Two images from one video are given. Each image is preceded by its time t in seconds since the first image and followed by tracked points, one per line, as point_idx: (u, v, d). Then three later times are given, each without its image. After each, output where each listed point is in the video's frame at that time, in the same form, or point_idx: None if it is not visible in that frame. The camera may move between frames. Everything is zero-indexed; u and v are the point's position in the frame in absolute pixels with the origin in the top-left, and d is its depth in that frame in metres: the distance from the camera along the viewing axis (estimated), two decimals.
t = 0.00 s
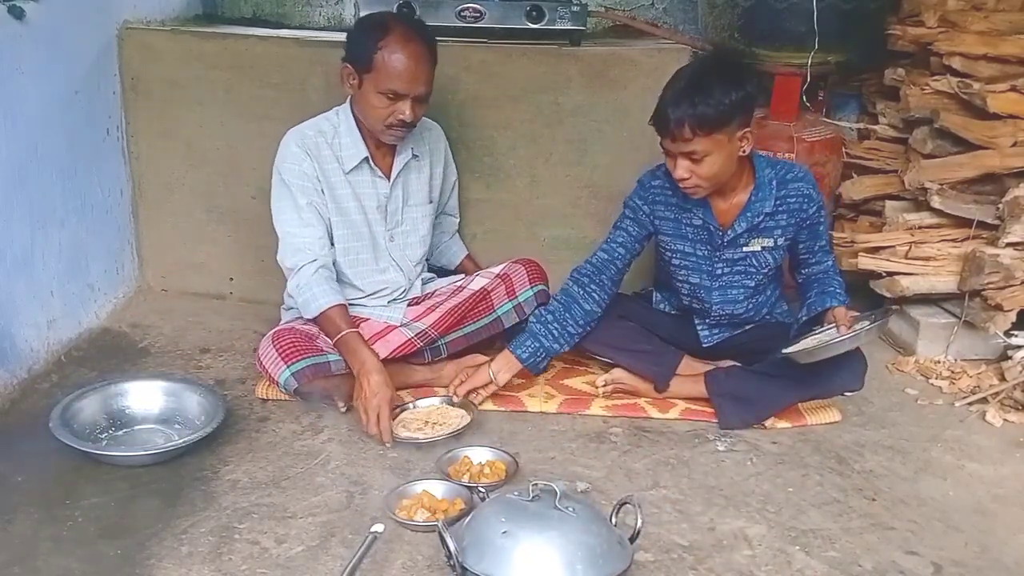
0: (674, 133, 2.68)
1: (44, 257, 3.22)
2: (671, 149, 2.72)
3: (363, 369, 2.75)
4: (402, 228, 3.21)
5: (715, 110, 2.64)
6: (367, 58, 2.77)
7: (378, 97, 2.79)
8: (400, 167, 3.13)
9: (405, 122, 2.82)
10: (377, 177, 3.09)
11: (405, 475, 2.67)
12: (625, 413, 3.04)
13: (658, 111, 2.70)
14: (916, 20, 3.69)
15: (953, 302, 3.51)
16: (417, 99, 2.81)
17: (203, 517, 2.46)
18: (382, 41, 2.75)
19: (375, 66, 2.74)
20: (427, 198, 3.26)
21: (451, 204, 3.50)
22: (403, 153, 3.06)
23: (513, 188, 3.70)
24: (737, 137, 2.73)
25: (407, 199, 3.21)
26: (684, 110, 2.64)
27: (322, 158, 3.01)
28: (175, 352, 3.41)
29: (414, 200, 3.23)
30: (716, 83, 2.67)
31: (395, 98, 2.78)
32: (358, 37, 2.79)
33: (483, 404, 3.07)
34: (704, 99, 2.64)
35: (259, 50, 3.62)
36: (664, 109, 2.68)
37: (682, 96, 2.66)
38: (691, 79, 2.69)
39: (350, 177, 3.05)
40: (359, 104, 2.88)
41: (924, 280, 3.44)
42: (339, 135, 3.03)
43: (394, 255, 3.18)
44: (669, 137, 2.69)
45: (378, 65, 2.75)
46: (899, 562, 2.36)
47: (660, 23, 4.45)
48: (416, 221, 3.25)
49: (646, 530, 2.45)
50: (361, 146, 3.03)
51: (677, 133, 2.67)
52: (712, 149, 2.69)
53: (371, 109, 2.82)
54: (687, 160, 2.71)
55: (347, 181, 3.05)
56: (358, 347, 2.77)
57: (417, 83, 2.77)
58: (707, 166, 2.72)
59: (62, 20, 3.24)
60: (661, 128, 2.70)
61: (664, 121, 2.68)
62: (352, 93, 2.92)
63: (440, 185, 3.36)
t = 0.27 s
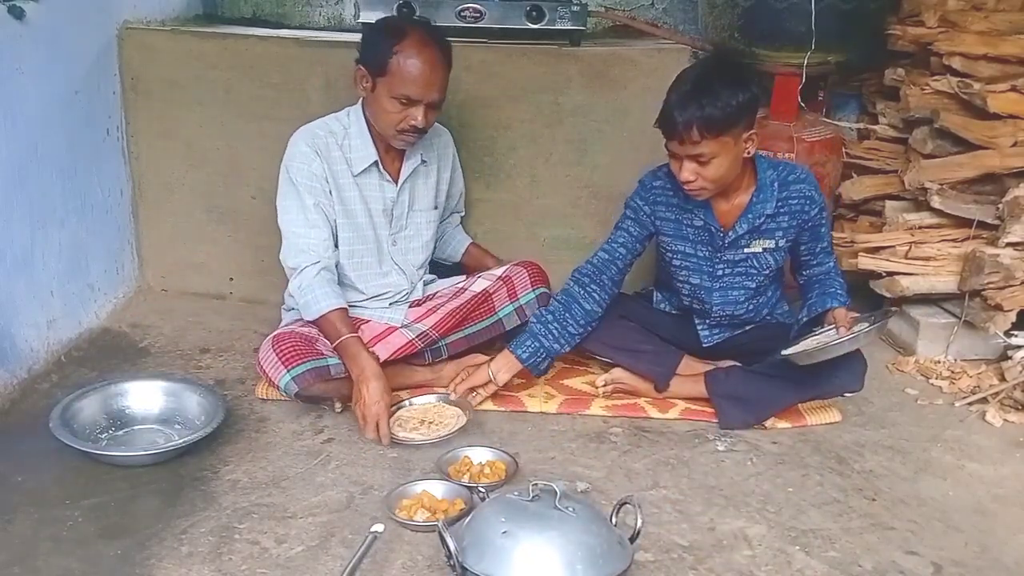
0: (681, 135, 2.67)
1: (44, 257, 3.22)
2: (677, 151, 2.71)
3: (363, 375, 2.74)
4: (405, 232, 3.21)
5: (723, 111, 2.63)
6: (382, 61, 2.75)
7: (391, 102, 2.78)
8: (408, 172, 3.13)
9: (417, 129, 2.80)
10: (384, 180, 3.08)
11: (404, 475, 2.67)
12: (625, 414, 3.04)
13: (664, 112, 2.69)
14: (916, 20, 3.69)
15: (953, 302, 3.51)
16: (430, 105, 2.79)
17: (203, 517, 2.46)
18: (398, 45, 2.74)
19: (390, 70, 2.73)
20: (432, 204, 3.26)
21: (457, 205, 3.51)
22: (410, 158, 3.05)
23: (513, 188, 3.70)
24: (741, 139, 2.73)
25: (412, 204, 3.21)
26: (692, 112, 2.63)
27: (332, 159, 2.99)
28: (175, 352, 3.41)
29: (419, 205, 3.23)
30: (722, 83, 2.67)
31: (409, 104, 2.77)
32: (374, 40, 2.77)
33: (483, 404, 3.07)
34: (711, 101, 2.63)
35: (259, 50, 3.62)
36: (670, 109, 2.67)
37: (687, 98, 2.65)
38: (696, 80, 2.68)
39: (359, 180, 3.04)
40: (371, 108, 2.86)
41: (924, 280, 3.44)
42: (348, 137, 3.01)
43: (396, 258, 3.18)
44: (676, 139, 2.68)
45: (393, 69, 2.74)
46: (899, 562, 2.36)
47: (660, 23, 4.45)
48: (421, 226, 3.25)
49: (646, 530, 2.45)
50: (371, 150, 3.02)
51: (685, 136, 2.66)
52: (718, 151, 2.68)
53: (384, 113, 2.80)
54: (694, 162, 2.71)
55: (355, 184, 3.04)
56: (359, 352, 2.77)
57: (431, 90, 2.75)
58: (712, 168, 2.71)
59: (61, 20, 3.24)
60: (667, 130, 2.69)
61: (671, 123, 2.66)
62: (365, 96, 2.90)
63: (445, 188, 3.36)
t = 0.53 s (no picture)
0: (690, 129, 2.65)
1: (44, 257, 3.22)
2: (686, 145, 2.70)
3: (367, 376, 2.72)
4: (409, 237, 3.22)
5: (733, 106, 2.62)
6: (394, 68, 2.71)
7: (402, 110, 2.74)
8: (414, 179, 3.12)
9: (427, 137, 2.77)
10: (391, 186, 3.07)
11: (404, 475, 2.67)
12: (625, 414, 3.04)
13: (674, 106, 2.68)
14: (916, 20, 3.69)
15: (953, 302, 3.51)
16: (440, 114, 2.76)
17: (203, 517, 2.46)
18: (411, 53, 2.69)
19: (400, 79, 2.69)
20: (436, 209, 3.27)
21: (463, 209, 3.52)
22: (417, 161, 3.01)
23: (513, 188, 3.70)
24: (748, 134, 2.71)
25: (417, 209, 3.21)
26: (702, 107, 2.61)
27: (340, 164, 2.98)
28: (175, 352, 3.41)
29: (424, 210, 3.23)
30: (731, 79, 2.66)
31: (419, 112, 2.73)
32: (386, 46, 2.73)
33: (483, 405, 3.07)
34: (722, 95, 2.62)
35: (259, 50, 3.62)
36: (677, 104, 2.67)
37: (698, 91, 2.64)
38: (704, 75, 2.67)
39: (365, 184, 3.03)
40: (381, 113, 2.82)
41: (924, 280, 3.43)
42: (357, 140, 2.99)
43: (398, 262, 3.19)
44: (685, 133, 2.67)
45: (404, 77, 2.69)
46: (899, 562, 2.36)
47: (660, 23, 4.45)
48: (424, 231, 3.26)
49: (646, 530, 2.45)
50: (379, 156, 3.00)
51: (695, 130, 2.65)
52: (726, 146, 2.67)
53: (394, 120, 2.76)
54: (702, 157, 2.70)
55: (361, 189, 3.03)
56: (364, 355, 2.75)
57: (441, 98, 2.71)
58: (720, 163, 2.70)
59: (61, 19, 3.23)
60: (676, 121, 2.67)
61: (680, 117, 2.65)
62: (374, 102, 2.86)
63: (451, 194, 3.35)
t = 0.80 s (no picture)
0: (696, 122, 2.65)
1: (44, 257, 3.22)
2: (691, 138, 2.69)
3: (386, 391, 2.57)
4: (416, 240, 3.21)
5: (739, 100, 2.62)
6: (405, 76, 2.66)
7: (412, 118, 2.69)
8: (421, 186, 3.10)
9: (437, 145, 2.72)
10: (399, 193, 3.06)
11: (404, 475, 2.67)
12: (625, 414, 3.04)
13: (679, 99, 2.67)
14: (916, 20, 3.69)
15: (953, 302, 3.50)
16: (451, 123, 2.71)
17: (203, 517, 2.46)
18: (423, 62, 2.65)
19: (412, 87, 2.64)
20: (443, 211, 3.25)
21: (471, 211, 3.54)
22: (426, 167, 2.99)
23: (513, 188, 3.70)
24: (753, 128, 2.71)
25: (424, 213, 3.19)
26: (709, 99, 2.62)
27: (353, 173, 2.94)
28: (175, 352, 3.41)
29: (431, 212, 3.21)
30: (736, 74, 2.66)
31: (430, 121, 2.68)
32: (397, 54, 2.68)
33: (483, 405, 3.07)
34: (728, 89, 2.62)
35: (259, 50, 3.62)
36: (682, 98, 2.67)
37: (704, 84, 2.64)
38: (709, 71, 2.67)
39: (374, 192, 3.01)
40: (390, 121, 2.77)
41: (924, 280, 3.43)
42: (366, 148, 2.96)
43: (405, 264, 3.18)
44: (691, 126, 2.66)
45: (416, 86, 2.65)
46: (899, 562, 2.36)
47: (660, 23, 4.45)
48: (432, 233, 3.24)
49: (646, 530, 2.45)
50: (388, 163, 2.97)
51: (701, 122, 2.64)
52: (732, 139, 2.67)
53: (404, 127, 2.72)
54: (706, 150, 2.69)
55: (371, 197, 3.00)
56: (382, 369, 2.62)
57: (453, 108, 2.67)
58: (725, 157, 2.70)
59: (61, 19, 3.23)
60: (682, 113, 2.67)
61: (684, 108, 2.66)
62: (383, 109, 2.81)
63: (457, 197, 3.33)
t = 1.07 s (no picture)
0: (702, 122, 2.63)
1: (44, 257, 3.22)
2: (696, 139, 2.67)
3: (401, 406, 2.56)
4: (422, 244, 3.19)
5: (746, 101, 2.61)
6: (410, 80, 2.64)
7: (416, 122, 2.66)
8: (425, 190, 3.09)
9: (442, 150, 2.69)
10: (404, 198, 3.04)
11: (404, 475, 2.67)
12: (625, 414, 3.04)
13: (686, 96, 2.65)
14: (916, 20, 3.69)
15: (953, 302, 3.50)
16: (456, 128, 2.68)
17: (203, 517, 2.46)
18: (428, 67, 2.62)
19: (417, 92, 2.62)
20: (447, 214, 3.23)
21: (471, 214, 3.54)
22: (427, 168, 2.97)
23: (513, 188, 3.70)
24: (756, 130, 2.70)
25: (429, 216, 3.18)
26: (716, 101, 2.59)
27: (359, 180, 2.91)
28: (175, 352, 3.41)
29: (435, 215, 3.20)
30: (742, 74, 2.64)
31: (434, 125, 2.66)
32: (403, 58, 2.66)
33: (483, 405, 3.07)
34: (734, 90, 2.60)
35: (260, 50, 3.62)
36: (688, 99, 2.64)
37: (711, 85, 2.61)
38: (715, 70, 2.65)
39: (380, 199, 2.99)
40: (395, 125, 2.75)
41: (924, 280, 3.44)
42: (370, 154, 2.93)
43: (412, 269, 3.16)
44: (697, 126, 2.64)
45: (420, 90, 2.62)
46: (899, 562, 2.36)
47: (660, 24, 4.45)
48: (440, 234, 3.22)
49: (646, 530, 2.45)
50: (395, 170, 2.96)
51: (708, 123, 2.62)
52: (736, 141, 2.66)
53: (408, 132, 2.69)
54: (711, 151, 2.68)
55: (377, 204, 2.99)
56: (397, 385, 2.60)
57: (457, 113, 2.64)
58: (729, 158, 2.69)
59: (61, 19, 3.23)
60: (687, 113, 2.65)
61: (691, 109, 2.63)
62: (388, 113, 2.79)
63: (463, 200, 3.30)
